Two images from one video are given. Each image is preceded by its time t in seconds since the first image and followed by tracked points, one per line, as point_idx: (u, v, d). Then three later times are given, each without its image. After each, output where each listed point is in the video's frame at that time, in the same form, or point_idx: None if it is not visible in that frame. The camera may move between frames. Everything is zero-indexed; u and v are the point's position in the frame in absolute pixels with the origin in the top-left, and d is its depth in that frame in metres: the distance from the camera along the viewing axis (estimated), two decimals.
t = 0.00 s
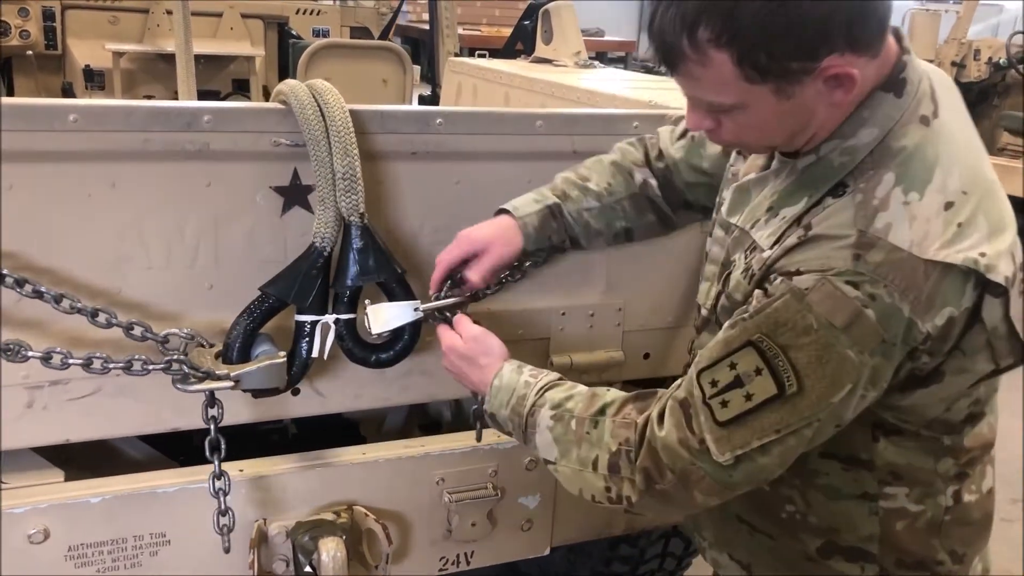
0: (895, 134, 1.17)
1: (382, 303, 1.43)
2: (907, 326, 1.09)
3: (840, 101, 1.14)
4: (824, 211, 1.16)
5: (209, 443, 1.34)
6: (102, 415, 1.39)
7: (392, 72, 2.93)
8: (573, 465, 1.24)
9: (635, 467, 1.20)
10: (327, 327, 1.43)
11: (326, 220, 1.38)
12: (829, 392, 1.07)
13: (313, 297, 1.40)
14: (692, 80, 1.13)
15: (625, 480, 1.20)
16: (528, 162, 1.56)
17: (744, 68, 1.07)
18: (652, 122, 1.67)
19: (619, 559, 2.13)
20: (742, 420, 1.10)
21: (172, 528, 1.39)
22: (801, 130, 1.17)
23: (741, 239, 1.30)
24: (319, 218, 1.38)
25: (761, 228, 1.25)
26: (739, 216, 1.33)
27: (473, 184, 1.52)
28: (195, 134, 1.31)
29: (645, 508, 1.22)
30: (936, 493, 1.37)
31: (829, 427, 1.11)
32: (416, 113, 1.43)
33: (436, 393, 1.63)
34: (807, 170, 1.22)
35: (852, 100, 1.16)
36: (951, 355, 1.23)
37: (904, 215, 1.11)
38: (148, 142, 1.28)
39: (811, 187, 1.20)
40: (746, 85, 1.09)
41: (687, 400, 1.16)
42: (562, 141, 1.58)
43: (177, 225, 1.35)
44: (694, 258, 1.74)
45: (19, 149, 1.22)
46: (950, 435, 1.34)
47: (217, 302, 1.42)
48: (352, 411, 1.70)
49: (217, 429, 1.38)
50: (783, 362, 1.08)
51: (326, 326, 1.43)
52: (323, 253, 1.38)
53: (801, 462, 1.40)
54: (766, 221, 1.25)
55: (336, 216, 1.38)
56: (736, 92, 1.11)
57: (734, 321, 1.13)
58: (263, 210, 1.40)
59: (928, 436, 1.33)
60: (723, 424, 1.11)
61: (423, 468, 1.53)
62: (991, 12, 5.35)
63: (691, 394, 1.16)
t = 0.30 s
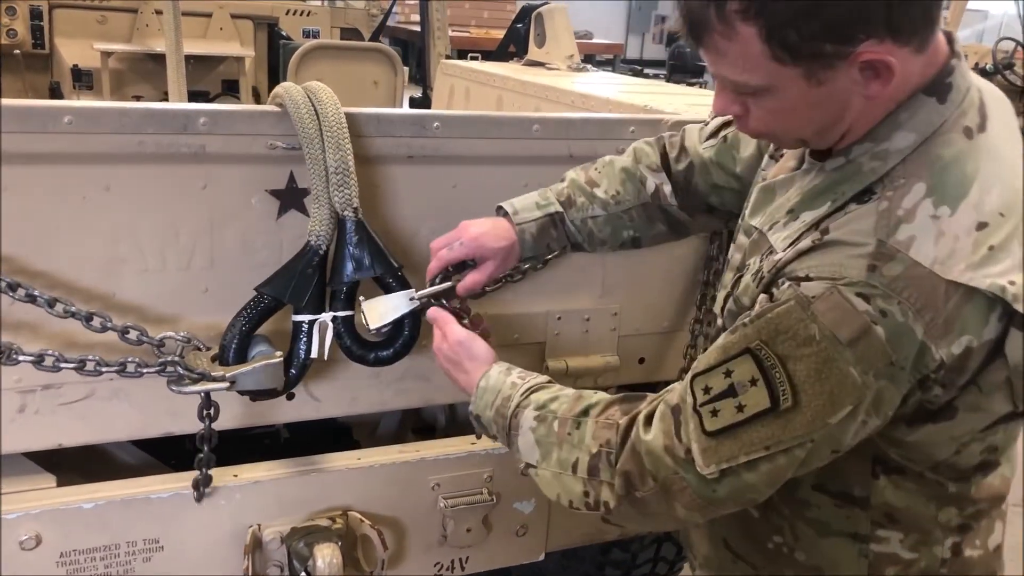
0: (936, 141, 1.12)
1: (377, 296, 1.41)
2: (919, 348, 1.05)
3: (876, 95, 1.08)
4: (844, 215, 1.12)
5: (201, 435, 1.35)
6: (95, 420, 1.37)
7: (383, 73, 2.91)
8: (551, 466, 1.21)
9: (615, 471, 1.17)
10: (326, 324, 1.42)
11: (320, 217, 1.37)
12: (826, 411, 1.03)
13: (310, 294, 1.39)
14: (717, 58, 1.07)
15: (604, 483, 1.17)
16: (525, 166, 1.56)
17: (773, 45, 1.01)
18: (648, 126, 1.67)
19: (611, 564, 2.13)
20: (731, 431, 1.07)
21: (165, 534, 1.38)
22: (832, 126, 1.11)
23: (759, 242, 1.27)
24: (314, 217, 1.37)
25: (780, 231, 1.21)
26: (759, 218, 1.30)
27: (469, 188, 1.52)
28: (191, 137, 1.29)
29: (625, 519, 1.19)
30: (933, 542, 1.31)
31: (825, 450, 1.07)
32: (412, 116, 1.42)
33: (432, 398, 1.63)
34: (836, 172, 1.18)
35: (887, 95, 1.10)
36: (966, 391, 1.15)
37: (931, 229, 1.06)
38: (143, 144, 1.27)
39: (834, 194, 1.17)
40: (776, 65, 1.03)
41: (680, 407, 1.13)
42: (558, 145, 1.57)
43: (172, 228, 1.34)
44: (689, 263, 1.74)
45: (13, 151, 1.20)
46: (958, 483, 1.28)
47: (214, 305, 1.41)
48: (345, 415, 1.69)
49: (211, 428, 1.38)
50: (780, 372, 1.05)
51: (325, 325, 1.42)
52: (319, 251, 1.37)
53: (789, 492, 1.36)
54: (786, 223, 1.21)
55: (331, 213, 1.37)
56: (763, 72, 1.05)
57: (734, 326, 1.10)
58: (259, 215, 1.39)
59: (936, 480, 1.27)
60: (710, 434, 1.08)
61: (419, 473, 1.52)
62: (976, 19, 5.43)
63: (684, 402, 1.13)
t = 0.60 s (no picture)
0: (938, 141, 1.13)
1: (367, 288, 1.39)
2: (954, 352, 1.05)
3: (883, 90, 1.09)
4: (857, 220, 1.11)
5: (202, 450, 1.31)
6: (87, 422, 1.36)
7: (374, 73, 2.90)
8: (603, 534, 1.19)
9: (670, 529, 1.15)
10: (320, 320, 1.40)
11: (308, 213, 1.35)
12: (878, 429, 1.03)
13: (301, 291, 1.37)
14: (727, 55, 1.07)
15: (659, 543, 1.16)
16: (521, 169, 1.56)
17: (785, 40, 1.01)
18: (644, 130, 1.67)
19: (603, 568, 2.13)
20: (785, 470, 1.06)
21: (158, 538, 1.37)
22: (838, 124, 1.11)
23: (761, 244, 1.27)
24: (301, 213, 1.35)
25: (785, 235, 1.21)
26: (758, 220, 1.30)
27: (463, 190, 1.52)
28: (188, 136, 1.28)
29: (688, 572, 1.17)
30: (909, 541, 1.32)
31: (879, 466, 1.07)
32: (410, 118, 1.41)
33: (427, 402, 1.62)
34: (838, 174, 1.18)
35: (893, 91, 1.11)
36: (981, 387, 1.18)
37: (948, 233, 1.06)
38: (138, 144, 1.25)
39: (839, 197, 1.16)
40: (787, 60, 1.03)
41: (721, 454, 1.11)
42: (555, 148, 1.57)
43: (167, 227, 1.33)
44: (684, 266, 1.74)
45: (8, 149, 1.19)
46: (940, 482, 1.31)
47: (207, 306, 1.40)
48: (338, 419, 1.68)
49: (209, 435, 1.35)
50: (826, 402, 1.03)
51: (318, 321, 1.40)
52: (308, 247, 1.35)
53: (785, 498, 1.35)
54: (792, 226, 1.20)
55: (319, 208, 1.35)
56: (774, 69, 1.04)
57: (760, 362, 1.09)
58: (253, 215, 1.38)
59: (921, 481, 1.29)
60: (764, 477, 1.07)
61: (413, 476, 1.51)
62: (963, 24, 5.48)
63: (723, 445, 1.11)
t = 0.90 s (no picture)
0: (933, 144, 1.13)
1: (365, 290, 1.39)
2: (965, 346, 1.05)
3: (882, 93, 1.08)
4: (860, 221, 1.11)
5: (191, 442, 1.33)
6: (84, 422, 1.35)
7: (370, 73, 2.89)
8: (639, 554, 1.22)
9: (705, 546, 1.18)
10: (317, 321, 1.39)
11: (306, 213, 1.34)
12: (900, 426, 1.04)
13: (300, 290, 1.36)
14: (731, 63, 1.06)
15: (696, 560, 1.20)
16: (519, 169, 1.55)
17: (790, 47, 1.01)
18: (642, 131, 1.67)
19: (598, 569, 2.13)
20: (811, 476, 1.08)
21: (154, 539, 1.36)
22: (839, 127, 1.11)
23: (759, 243, 1.26)
24: (299, 214, 1.35)
25: (786, 234, 1.20)
26: (755, 219, 1.29)
27: (463, 192, 1.51)
28: (188, 135, 1.27)
29: None
30: (900, 528, 1.34)
31: (900, 459, 1.09)
32: (410, 118, 1.41)
33: (424, 402, 1.61)
34: (837, 175, 1.17)
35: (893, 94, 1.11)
36: (983, 378, 1.18)
37: (950, 232, 1.06)
38: (137, 143, 1.25)
39: (839, 196, 1.16)
40: (789, 66, 1.03)
41: (744, 468, 1.12)
42: (555, 149, 1.57)
43: (165, 227, 1.32)
44: (681, 267, 1.73)
45: (5, 147, 1.18)
46: (932, 473, 1.33)
47: (205, 306, 1.39)
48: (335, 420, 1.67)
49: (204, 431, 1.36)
50: (847, 406, 1.05)
51: (315, 322, 1.39)
52: (306, 248, 1.35)
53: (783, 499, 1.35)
54: (793, 226, 1.19)
55: (317, 207, 1.35)
56: (777, 75, 1.04)
57: (776, 374, 1.09)
58: (253, 214, 1.37)
59: (914, 473, 1.31)
60: (792, 485, 1.08)
61: (411, 478, 1.51)
62: (956, 28, 5.49)
63: (745, 457, 1.12)
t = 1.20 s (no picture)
0: (927, 148, 1.14)
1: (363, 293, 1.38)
2: (954, 353, 1.05)
3: (876, 101, 1.08)
4: (851, 226, 1.10)
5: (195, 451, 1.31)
6: (82, 422, 1.35)
7: (367, 73, 2.89)
8: (629, 552, 1.23)
9: (693, 546, 1.18)
10: (314, 322, 1.39)
11: (304, 216, 1.34)
12: (888, 431, 1.05)
13: (297, 291, 1.36)
14: (726, 69, 1.07)
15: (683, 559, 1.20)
16: (517, 170, 1.55)
17: (784, 55, 1.01)
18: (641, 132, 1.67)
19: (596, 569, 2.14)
20: (800, 479, 1.08)
21: (152, 539, 1.36)
22: (832, 133, 1.11)
23: (753, 247, 1.27)
24: (297, 216, 1.34)
25: (778, 238, 1.20)
26: (747, 223, 1.29)
27: (462, 192, 1.51)
28: (186, 136, 1.27)
29: None
30: (890, 530, 1.34)
31: (889, 464, 1.09)
32: (409, 119, 1.41)
33: (422, 403, 1.62)
34: (830, 180, 1.17)
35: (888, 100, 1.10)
36: (973, 383, 1.18)
37: (942, 239, 1.06)
38: (136, 143, 1.24)
39: (832, 201, 1.15)
40: (784, 73, 1.03)
41: (734, 470, 1.13)
42: (554, 150, 1.57)
43: (163, 229, 1.32)
44: (678, 269, 1.74)
45: (4, 147, 1.18)
46: (921, 476, 1.33)
47: (202, 306, 1.39)
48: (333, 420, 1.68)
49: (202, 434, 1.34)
50: (835, 411, 1.05)
51: (312, 323, 1.39)
52: (303, 250, 1.34)
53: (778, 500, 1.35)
54: (786, 231, 1.19)
55: (314, 209, 1.34)
56: (772, 82, 1.05)
57: (766, 378, 1.10)
58: (252, 214, 1.37)
59: (904, 476, 1.31)
60: (780, 489, 1.09)
61: (410, 479, 1.51)
62: (954, 30, 5.50)
63: (735, 460, 1.13)
